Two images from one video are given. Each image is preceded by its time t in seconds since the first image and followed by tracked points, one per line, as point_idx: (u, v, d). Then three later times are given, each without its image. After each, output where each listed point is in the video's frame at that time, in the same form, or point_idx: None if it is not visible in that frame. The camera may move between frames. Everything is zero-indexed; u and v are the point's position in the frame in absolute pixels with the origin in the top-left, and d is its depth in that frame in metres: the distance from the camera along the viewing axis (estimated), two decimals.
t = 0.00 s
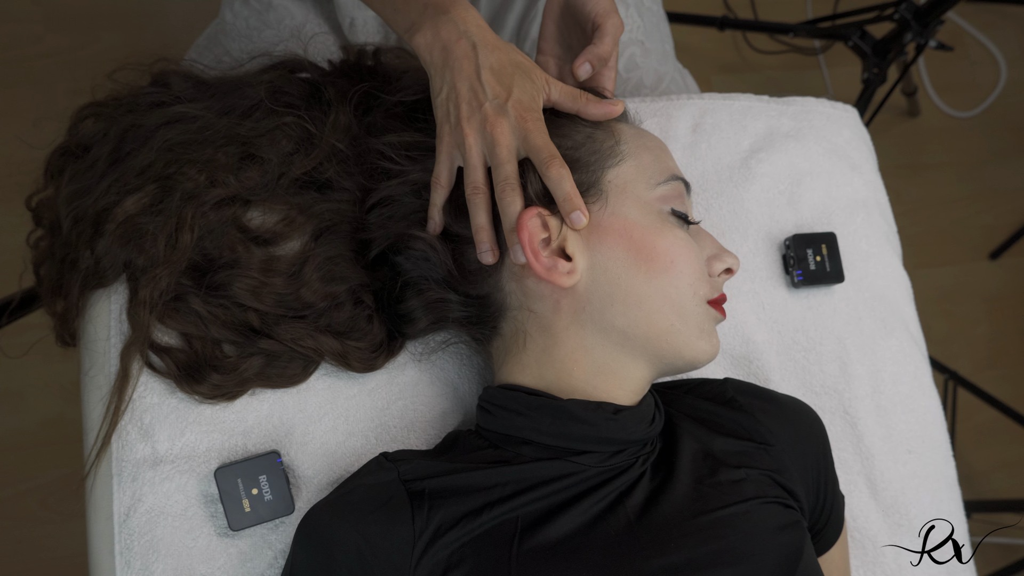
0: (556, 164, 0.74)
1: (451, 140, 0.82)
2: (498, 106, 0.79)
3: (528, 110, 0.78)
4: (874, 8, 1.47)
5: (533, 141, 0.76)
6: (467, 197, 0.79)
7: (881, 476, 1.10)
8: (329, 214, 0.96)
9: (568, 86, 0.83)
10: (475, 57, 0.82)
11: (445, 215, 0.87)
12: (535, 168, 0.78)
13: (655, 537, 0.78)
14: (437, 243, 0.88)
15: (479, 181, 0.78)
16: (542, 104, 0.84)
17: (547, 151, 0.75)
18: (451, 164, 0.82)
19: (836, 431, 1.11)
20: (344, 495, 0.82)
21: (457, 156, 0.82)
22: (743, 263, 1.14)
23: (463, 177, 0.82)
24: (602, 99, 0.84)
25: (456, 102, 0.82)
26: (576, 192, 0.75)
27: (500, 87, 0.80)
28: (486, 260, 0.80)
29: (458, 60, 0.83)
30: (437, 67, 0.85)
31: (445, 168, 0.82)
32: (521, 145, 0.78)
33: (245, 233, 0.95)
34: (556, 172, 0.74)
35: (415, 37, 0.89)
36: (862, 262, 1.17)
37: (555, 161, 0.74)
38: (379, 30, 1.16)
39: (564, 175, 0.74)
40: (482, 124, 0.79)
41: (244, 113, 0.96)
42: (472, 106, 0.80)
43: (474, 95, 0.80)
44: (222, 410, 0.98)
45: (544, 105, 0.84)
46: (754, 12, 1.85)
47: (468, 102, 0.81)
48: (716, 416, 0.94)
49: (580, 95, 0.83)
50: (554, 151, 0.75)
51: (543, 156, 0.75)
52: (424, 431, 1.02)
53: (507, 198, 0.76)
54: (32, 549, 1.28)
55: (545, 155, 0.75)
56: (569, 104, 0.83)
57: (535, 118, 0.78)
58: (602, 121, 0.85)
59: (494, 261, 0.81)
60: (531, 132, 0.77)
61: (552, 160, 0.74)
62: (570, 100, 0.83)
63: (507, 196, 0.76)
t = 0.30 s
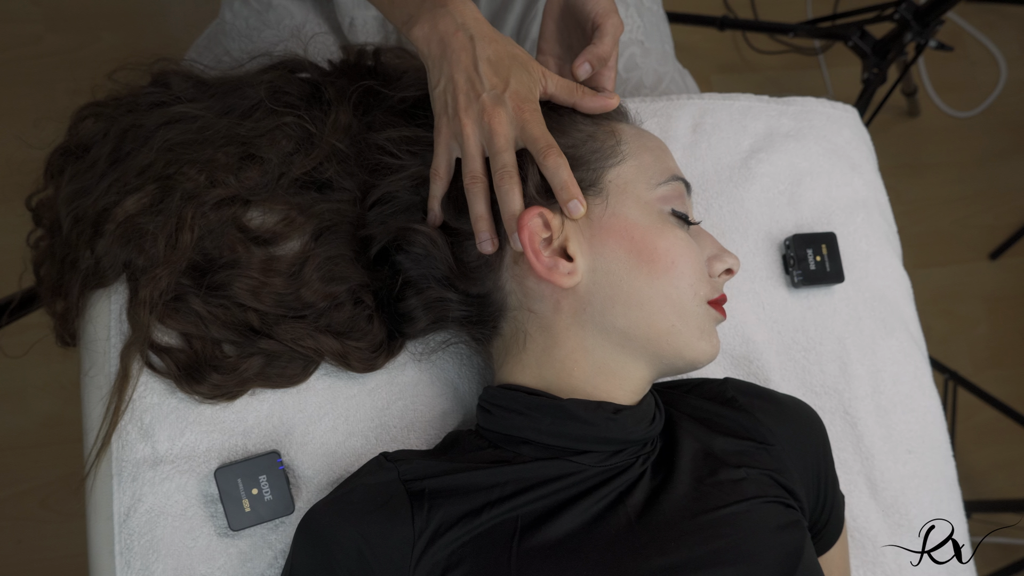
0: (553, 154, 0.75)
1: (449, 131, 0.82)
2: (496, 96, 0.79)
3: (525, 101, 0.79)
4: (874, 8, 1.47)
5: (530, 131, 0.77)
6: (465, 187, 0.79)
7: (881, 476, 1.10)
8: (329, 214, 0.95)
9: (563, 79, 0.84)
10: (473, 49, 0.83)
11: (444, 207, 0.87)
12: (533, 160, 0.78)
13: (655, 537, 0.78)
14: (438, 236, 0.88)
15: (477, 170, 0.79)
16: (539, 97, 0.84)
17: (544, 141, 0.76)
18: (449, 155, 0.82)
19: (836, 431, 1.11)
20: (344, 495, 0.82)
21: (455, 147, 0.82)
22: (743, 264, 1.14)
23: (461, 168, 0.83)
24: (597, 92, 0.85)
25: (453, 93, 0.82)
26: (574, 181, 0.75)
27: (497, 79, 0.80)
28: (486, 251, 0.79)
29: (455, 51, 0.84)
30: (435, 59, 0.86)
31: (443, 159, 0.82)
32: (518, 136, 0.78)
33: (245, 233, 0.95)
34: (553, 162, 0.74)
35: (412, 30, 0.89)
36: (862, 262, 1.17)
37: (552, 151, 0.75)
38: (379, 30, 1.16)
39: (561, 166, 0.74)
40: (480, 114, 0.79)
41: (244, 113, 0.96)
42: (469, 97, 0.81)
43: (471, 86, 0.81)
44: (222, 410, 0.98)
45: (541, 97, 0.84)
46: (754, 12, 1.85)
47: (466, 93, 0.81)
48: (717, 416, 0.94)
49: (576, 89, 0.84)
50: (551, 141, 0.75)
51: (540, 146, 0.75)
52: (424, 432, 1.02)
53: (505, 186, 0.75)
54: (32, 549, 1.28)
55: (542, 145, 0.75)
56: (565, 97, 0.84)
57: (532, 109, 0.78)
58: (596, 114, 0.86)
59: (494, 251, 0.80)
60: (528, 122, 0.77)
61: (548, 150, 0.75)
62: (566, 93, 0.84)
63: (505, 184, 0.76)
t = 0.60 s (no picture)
0: (549, 145, 0.74)
1: (446, 123, 0.82)
2: (492, 89, 0.79)
3: (521, 93, 0.79)
4: (875, 8, 1.47)
5: (527, 123, 0.77)
6: (461, 179, 0.79)
7: (881, 476, 1.10)
8: (329, 215, 0.95)
9: (559, 72, 0.84)
10: (469, 42, 0.83)
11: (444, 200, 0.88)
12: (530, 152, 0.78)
13: (655, 536, 0.78)
14: (437, 231, 0.88)
15: (473, 162, 0.79)
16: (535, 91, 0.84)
17: (540, 133, 0.75)
18: (447, 148, 0.82)
19: (836, 431, 1.11)
20: (344, 495, 0.82)
21: (452, 139, 0.82)
22: (743, 264, 1.14)
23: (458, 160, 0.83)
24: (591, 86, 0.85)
25: (450, 86, 0.82)
26: (570, 172, 0.75)
27: (493, 71, 0.80)
28: (482, 242, 0.81)
29: (452, 44, 0.84)
30: (432, 53, 0.86)
31: (440, 152, 0.83)
32: (515, 128, 0.78)
33: (245, 233, 0.95)
34: (549, 153, 0.74)
35: (409, 24, 0.89)
36: (862, 262, 1.17)
37: (548, 142, 0.75)
38: (379, 30, 1.16)
39: (558, 156, 0.74)
40: (477, 107, 0.79)
41: (244, 113, 0.96)
42: (466, 89, 0.81)
43: (468, 79, 0.81)
44: (222, 410, 0.98)
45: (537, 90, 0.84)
46: (754, 12, 1.85)
47: (462, 86, 0.81)
48: (717, 416, 0.93)
49: (572, 82, 0.84)
50: (547, 133, 0.75)
51: (536, 138, 0.75)
52: (424, 432, 1.02)
53: (500, 177, 0.75)
54: (32, 549, 1.28)
55: (538, 137, 0.75)
56: (561, 90, 0.84)
57: (529, 101, 0.78)
58: (592, 107, 0.86)
59: (489, 241, 0.81)
60: (524, 114, 0.77)
61: (545, 141, 0.75)
62: (562, 87, 0.84)
63: (500, 175, 0.76)
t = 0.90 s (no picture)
0: (546, 139, 0.75)
1: (442, 118, 0.82)
2: (488, 84, 0.79)
3: (518, 88, 0.79)
4: (874, 8, 1.47)
5: (523, 118, 0.77)
6: (456, 173, 0.79)
7: (881, 476, 1.10)
8: (329, 215, 0.96)
9: (556, 68, 0.84)
10: (465, 37, 0.83)
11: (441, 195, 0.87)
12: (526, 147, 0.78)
13: (655, 536, 0.78)
14: (437, 228, 0.87)
15: (468, 155, 0.78)
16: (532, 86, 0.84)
17: (537, 127, 0.76)
18: (443, 143, 0.82)
19: (836, 431, 1.11)
20: (344, 496, 0.82)
21: (448, 134, 0.82)
22: (743, 264, 1.14)
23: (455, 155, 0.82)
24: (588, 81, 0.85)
25: (446, 81, 0.82)
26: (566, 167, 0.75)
27: (489, 67, 0.80)
28: (478, 236, 0.79)
29: (448, 40, 0.83)
30: (428, 49, 0.86)
31: (437, 147, 0.82)
32: (511, 123, 0.78)
33: (245, 233, 0.95)
34: (545, 147, 0.74)
35: (408, 23, 0.89)
36: (862, 262, 1.17)
37: (545, 136, 0.75)
38: (379, 30, 1.16)
39: (553, 150, 0.74)
40: (473, 101, 0.79)
41: (244, 113, 0.96)
42: (462, 84, 0.80)
43: (464, 74, 0.81)
44: (222, 410, 0.98)
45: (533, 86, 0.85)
46: (754, 12, 1.85)
47: (458, 81, 0.81)
48: (717, 415, 0.93)
49: (568, 78, 0.84)
50: (543, 127, 0.75)
51: (532, 132, 0.75)
52: (424, 432, 1.02)
53: (496, 170, 0.75)
54: (32, 549, 1.28)
55: (535, 131, 0.75)
56: (557, 86, 0.84)
57: (525, 96, 0.78)
58: (589, 103, 0.86)
59: (485, 235, 0.80)
60: (521, 109, 0.77)
61: (541, 135, 0.75)
62: (558, 82, 0.84)
63: (496, 166, 0.75)
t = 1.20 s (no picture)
0: (537, 131, 0.73)
1: (434, 111, 0.81)
2: (480, 76, 0.78)
3: (509, 81, 0.78)
4: (874, 8, 1.47)
5: (515, 109, 0.75)
6: (446, 165, 0.78)
7: (881, 476, 1.10)
8: (329, 215, 0.96)
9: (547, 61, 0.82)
10: (458, 31, 0.82)
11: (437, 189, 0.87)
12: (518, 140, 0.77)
13: (655, 536, 0.78)
14: (437, 225, 0.87)
15: (458, 148, 0.77)
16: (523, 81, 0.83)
17: (528, 119, 0.74)
18: (435, 136, 0.81)
19: (836, 431, 1.11)
20: (344, 496, 0.82)
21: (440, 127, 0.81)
22: (743, 264, 1.14)
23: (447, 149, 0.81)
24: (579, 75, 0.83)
25: (438, 75, 0.81)
26: (557, 159, 0.74)
27: (481, 59, 0.79)
28: (471, 226, 0.80)
29: (440, 33, 0.83)
30: (420, 44, 0.85)
31: (430, 141, 0.82)
32: (503, 116, 0.77)
33: (245, 233, 0.95)
34: (536, 139, 0.73)
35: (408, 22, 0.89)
36: (862, 262, 1.17)
37: (536, 128, 0.74)
38: (379, 30, 1.16)
39: (545, 142, 0.73)
40: (464, 94, 0.78)
41: (244, 113, 0.96)
42: (454, 77, 0.79)
43: (455, 68, 0.80)
44: (222, 410, 0.98)
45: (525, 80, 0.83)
46: (754, 12, 1.85)
47: (450, 75, 0.80)
48: (717, 415, 0.93)
49: (559, 71, 0.82)
50: (534, 120, 0.74)
51: (524, 124, 0.74)
52: (424, 432, 1.02)
53: (486, 160, 0.74)
54: (31, 549, 1.28)
55: (526, 123, 0.74)
56: (549, 80, 0.83)
57: (516, 88, 0.77)
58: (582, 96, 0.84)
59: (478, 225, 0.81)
60: (512, 101, 0.76)
61: (532, 127, 0.74)
62: (550, 76, 0.83)
63: (486, 157, 0.74)
